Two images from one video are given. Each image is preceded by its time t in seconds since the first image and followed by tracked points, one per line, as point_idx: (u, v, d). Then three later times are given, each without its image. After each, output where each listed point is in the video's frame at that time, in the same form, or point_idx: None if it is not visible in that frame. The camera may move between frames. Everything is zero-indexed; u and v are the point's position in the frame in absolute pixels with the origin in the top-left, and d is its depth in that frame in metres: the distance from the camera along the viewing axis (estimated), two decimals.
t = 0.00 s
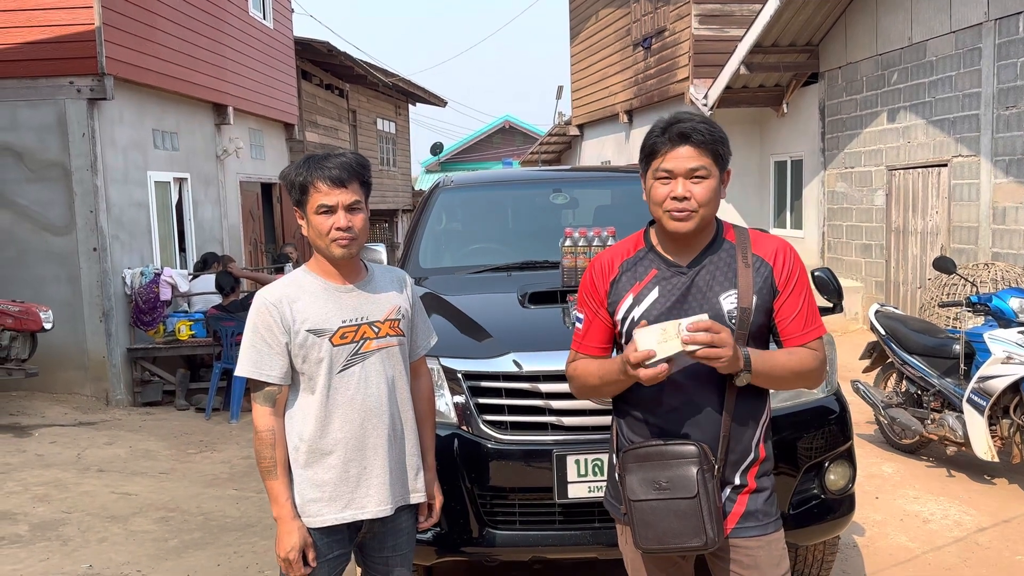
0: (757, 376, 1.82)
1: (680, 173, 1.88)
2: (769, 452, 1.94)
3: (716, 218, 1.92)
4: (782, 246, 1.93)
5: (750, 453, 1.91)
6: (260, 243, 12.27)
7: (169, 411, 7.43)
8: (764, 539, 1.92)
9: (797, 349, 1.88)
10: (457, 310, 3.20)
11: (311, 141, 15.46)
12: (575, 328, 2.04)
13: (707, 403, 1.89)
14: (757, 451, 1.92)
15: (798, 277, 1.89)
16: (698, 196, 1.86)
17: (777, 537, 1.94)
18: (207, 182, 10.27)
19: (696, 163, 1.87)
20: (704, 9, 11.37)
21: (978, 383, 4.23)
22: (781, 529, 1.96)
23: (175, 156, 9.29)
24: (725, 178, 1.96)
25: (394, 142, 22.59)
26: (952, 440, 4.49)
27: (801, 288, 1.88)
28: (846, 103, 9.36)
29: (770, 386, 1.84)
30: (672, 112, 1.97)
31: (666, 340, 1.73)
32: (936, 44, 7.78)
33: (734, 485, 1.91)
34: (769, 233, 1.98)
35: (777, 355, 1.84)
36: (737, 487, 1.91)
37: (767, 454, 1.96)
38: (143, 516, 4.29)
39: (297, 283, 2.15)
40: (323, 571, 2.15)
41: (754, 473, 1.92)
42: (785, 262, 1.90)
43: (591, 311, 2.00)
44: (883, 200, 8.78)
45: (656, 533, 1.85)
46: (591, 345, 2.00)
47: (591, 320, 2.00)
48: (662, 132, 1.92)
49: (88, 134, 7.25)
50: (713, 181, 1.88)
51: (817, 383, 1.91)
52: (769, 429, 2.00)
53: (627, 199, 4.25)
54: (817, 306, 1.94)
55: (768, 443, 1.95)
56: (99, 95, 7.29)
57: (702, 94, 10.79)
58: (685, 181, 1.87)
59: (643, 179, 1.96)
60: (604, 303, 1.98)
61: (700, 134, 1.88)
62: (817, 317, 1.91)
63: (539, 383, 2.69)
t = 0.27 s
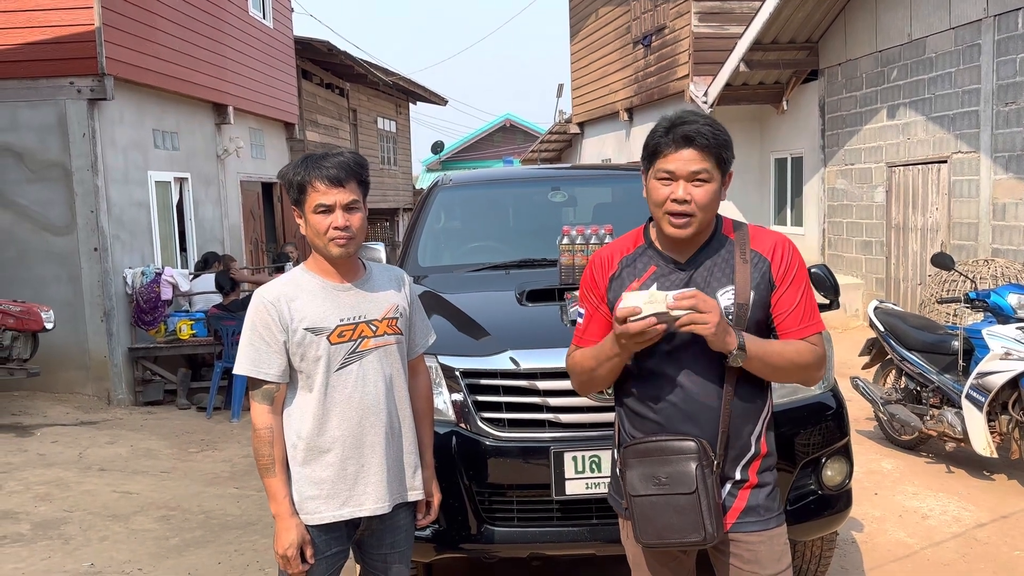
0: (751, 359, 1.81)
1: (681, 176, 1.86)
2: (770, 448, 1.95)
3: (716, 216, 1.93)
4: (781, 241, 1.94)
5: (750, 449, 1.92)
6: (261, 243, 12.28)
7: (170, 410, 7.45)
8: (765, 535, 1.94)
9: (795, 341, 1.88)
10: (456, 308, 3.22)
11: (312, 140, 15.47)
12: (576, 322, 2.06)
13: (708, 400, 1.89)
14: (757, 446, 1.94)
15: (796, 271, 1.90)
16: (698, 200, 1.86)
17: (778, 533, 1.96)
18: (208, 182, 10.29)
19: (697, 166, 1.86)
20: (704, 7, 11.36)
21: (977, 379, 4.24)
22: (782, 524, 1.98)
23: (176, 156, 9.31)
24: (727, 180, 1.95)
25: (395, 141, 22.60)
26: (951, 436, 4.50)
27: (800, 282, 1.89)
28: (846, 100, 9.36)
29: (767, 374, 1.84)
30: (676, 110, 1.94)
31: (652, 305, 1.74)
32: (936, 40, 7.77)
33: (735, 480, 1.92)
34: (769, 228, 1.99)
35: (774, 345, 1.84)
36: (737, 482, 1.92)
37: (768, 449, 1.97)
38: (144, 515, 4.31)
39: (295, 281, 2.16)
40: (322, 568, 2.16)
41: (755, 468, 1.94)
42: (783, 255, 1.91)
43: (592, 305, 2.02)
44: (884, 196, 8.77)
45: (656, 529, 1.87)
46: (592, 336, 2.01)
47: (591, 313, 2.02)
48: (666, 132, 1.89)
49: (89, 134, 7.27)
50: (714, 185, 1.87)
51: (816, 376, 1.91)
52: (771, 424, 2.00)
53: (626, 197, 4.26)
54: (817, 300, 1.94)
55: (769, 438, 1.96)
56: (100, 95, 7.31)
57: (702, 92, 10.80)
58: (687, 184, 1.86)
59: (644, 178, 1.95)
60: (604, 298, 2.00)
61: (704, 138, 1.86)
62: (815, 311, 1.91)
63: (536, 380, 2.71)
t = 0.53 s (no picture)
0: (764, 367, 1.83)
1: (697, 163, 1.88)
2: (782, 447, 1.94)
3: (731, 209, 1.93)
4: (798, 239, 1.92)
5: (759, 447, 1.92)
6: (260, 242, 12.30)
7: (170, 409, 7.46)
8: (770, 534, 1.93)
9: (810, 343, 1.87)
10: (452, 306, 3.23)
11: (311, 140, 15.48)
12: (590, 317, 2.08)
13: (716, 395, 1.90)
14: (768, 444, 1.93)
15: (812, 270, 1.88)
16: (713, 188, 1.86)
17: (784, 533, 1.94)
18: (207, 181, 10.31)
19: (714, 154, 1.87)
20: (702, 4, 11.36)
21: (973, 375, 4.26)
22: (790, 525, 1.96)
23: (175, 155, 9.32)
24: (744, 172, 1.96)
25: (394, 140, 22.60)
26: (948, 431, 4.52)
27: (816, 282, 1.88)
28: (844, 97, 9.36)
29: (781, 378, 1.84)
30: (695, 101, 1.97)
31: (664, 332, 1.77)
32: (934, 37, 7.77)
33: (742, 478, 1.92)
34: (786, 225, 1.97)
35: (789, 349, 1.84)
36: (745, 480, 1.92)
37: (781, 448, 1.95)
38: (143, 513, 4.32)
39: (290, 280, 2.17)
40: (316, 564, 2.17)
41: (765, 466, 1.93)
42: (799, 253, 1.89)
43: (604, 300, 2.04)
44: (882, 193, 8.77)
45: (660, 523, 1.88)
46: (606, 334, 2.03)
47: (604, 309, 2.04)
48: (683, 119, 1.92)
49: (87, 134, 7.28)
50: (729, 173, 1.88)
51: (830, 378, 1.91)
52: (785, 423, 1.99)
53: (623, 195, 4.27)
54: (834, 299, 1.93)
55: (782, 437, 1.95)
56: (98, 95, 7.32)
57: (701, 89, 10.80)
58: (702, 170, 1.87)
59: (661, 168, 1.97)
60: (616, 292, 2.01)
61: (721, 124, 1.88)
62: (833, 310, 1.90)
63: (531, 376, 2.72)
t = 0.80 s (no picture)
0: (786, 365, 1.83)
1: (722, 155, 1.88)
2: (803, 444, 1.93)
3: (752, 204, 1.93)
4: (822, 237, 1.92)
5: (779, 445, 1.91)
6: (258, 241, 12.29)
7: (168, 409, 7.46)
8: (788, 535, 1.92)
9: (831, 341, 1.88)
10: (447, 305, 3.23)
11: (309, 139, 15.47)
12: (606, 310, 2.08)
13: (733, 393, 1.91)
14: (788, 442, 1.92)
15: (833, 268, 1.89)
16: (738, 180, 1.87)
17: (801, 533, 1.93)
18: (205, 181, 10.31)
19: (739, 147, 1.88)
20: (699, 2, 11.36)
21: (969, 372, 4.27)
22: (809, 525, 1.95)
23: (172, 155, 9.33)
24: (766, 168, 1.96)
25: (393, 139, 22.59)
26: (944, 429, 4.53)
27: (837, 280, 1.88)
28: (841, 95, 9.37)
29: (802, 377, 1.85)
30: (721, 94, 1.97)
31: (687, 328, 1.77)
32: (930, 35, 7.78)
33: (762, 477, 1.91)
34: (807, 222, 1.97)
35: (810, 348, 1.85)
36: (765, 479, 1.91)
37: (802, 446, 1.95)
38: (140, 512, 4.33)
39: (283, 279, 2.18)
40: (311, 562, 2.18)
41: (785, 465, 1.92)
42: (820, 250, 1.89)
43: (621, 293, 2.04)
44: (879, 191, 8.78)
45: (679, 523, 1.89)
46: (621, 328, 2.04)
47: (621, 302, 2.04)
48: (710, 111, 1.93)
49: (85, 134, 7.29)
50: (754, 166, 1.89)
51: (850, 376, 1.92)
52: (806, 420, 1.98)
53: (619, 194, 4.28)
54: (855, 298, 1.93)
55: (803, 434, 1.94)
56: (95, 95, 7.32)
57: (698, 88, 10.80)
58: (726, 163, 1.88)
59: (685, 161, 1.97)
60: (633, 286, 2.02)
61: (749, 117, 1.89)
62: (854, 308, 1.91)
63: (525, 374, 2.73)
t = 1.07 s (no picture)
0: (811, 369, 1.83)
1: (754, 148, 1.88)
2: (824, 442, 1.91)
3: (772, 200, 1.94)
4: (842, 233, 1.92)
5: (799, 442, 1.90)
6: (255, 240, 12.29)
7: (165, 408, 7.46)
8: (808, 533, 1.90)
9: (850, 339, 1.89)
10: (441, 304, 3.24)
11: (306, 138, 15.47)
12: (617, 306, 2.07)
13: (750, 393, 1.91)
14: (809, 439, 1.90)
15: (849, 265, 1.88)
16: (767, 175, 1.87)
17: (819, 531, 1.91)
18: (201, 180, 10.31)
19: (770, 141, 1.88)
20: (696, 2, 11.37)
21: (962, 370, 4.29)
22: (829, 524, 1.93)
23: (169, 154, 9.32)
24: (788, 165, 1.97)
25: (390, 138, 22.60)
26: (938, 426, 4.55)
27: (853, 277, 1.88)
28: (837, 94, 9.39)
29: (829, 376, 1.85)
30: (747, 89, 1.98)
31: (727, 340, 1.75)
32: (925, 34, 7.80)
33: (783, 475, 1.90)
34: (823, 219, 1.97)
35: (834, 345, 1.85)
36: (786, 477, 1.90)
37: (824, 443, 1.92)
38: (137, 511, 4.34)
39: (275, 278, 2.18)
40: (304, 560, 2.19)
41: (807, 463, 1.90)
42: (841, 245, 1.89)
43: (632, 289, 2.03)
44: (875, 189, 8.80)
45: (700, 525, 1.88)
46: (634, 325, 2.03)
47: (633, 299, 2.03)
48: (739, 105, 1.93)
49: (80, 133, 7.28)
50: (781, 162, 1.90)
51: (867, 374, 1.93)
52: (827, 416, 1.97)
53: (615, 193, 4.29)
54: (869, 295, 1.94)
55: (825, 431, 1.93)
56: (91, 94, 7.31)
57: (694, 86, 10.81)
58: (758, 155, 1.87)
59: (709, 152, 1.97)
60: (646, 281, 2.01)
61: (782, 112, 1.89)
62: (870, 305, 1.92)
63: (519, 373, 2.74)
